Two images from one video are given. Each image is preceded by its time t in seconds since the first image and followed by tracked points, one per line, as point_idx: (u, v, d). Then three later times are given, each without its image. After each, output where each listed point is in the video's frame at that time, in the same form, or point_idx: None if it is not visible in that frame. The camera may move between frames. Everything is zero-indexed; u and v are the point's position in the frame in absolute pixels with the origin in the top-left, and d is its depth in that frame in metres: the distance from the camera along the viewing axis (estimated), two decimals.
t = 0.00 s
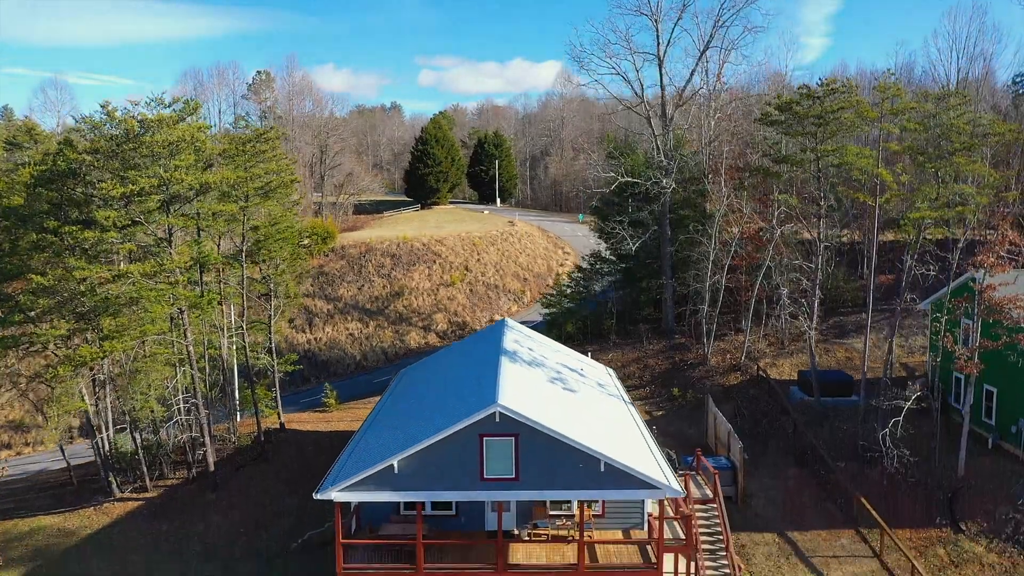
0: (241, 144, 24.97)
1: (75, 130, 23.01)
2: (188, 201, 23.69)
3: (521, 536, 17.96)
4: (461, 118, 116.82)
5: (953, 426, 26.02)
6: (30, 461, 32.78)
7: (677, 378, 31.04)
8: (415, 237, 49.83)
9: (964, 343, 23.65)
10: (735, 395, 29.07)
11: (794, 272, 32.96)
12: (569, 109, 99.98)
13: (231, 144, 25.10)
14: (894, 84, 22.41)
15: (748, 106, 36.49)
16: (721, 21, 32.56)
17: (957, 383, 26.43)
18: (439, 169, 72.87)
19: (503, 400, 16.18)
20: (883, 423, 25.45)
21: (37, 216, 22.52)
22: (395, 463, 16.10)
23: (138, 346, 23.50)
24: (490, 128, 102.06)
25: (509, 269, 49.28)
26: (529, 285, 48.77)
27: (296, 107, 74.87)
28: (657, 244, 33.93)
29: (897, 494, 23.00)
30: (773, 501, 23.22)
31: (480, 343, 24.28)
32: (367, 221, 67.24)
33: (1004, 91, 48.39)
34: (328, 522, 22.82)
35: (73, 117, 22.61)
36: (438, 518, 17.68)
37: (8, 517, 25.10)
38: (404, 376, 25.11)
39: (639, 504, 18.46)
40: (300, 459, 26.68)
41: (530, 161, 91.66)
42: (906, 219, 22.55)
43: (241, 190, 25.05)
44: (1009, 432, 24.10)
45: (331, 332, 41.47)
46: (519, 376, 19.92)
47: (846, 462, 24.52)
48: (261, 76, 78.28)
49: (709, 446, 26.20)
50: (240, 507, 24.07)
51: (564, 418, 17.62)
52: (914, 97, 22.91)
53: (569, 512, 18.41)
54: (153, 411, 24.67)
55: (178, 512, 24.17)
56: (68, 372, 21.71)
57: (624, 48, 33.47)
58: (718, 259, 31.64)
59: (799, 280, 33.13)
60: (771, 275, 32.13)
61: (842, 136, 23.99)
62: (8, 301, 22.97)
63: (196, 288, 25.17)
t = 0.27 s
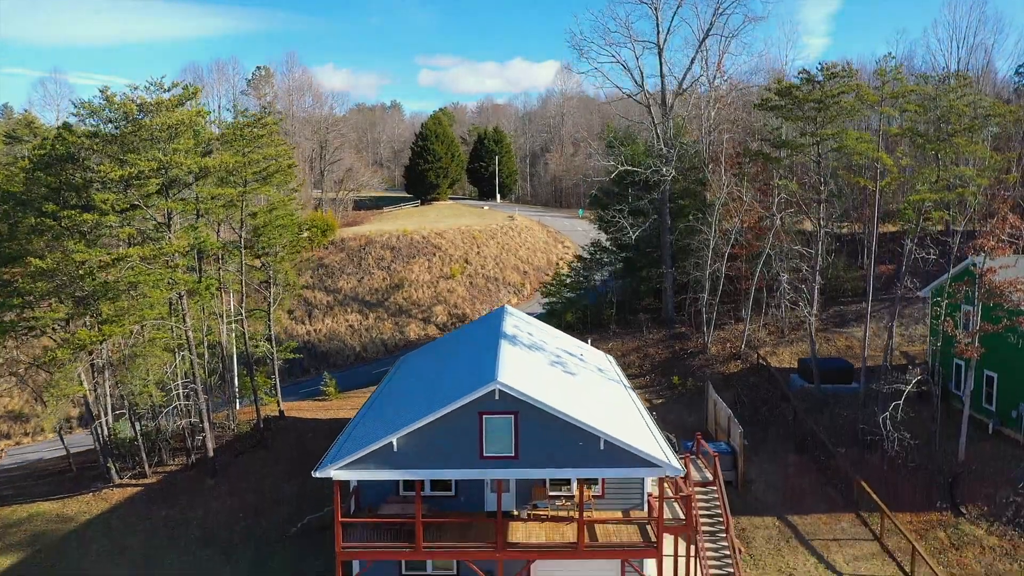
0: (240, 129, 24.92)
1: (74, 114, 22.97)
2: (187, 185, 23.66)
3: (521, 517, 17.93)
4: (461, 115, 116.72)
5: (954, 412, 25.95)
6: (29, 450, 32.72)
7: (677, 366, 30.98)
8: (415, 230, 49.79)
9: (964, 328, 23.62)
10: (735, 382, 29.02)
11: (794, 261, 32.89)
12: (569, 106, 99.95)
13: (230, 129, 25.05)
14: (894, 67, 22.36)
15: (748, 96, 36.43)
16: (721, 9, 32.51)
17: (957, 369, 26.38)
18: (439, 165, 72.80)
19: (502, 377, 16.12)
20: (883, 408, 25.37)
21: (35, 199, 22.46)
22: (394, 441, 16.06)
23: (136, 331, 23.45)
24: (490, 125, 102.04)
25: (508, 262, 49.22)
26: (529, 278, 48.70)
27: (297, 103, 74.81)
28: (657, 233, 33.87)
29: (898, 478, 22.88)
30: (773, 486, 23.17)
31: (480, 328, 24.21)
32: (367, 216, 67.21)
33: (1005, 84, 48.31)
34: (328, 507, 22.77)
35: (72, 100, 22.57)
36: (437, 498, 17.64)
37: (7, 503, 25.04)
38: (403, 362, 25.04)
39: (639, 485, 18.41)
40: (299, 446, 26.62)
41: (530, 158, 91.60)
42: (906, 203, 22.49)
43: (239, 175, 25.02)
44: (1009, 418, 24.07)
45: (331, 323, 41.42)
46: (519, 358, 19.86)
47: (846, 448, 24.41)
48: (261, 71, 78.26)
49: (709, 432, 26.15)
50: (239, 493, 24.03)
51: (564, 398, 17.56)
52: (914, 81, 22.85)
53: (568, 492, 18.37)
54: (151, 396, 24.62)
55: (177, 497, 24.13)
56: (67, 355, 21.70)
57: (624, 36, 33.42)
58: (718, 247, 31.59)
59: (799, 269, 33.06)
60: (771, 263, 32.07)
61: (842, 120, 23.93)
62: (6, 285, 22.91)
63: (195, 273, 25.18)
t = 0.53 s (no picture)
0: (238, 116, 24.90)
1: (73, 101, 22.97)
2: (186, 173, 23.63)
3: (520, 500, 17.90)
4: (461, 112, 116.62)
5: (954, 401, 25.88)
6: (28, 441, 32.70)
7: (677, 356, 30.93)
8: (415, 225, 49.77)
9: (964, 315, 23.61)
10: (735, 372, 28.99)
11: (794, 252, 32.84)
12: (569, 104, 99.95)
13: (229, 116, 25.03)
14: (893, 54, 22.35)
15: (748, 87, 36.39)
16: None
17: (957, 357, 26.33)
18: (439, 161, 72.73)
19: (502, 358, 16.09)
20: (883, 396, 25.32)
21: (34, 185, 22.42)
22: (394, 423, 16.04)
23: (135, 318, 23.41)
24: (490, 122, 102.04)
25: (508, 256, 49.18)
26: (529, 272, 48.65)
27: (296, 99, 74.74)
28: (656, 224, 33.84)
29: (898, 465, 22.87)
30: (773, 473, 23.13)
31: (480, 316, 24.14)
32: (367, 212, 67.19)
33: (1005, 78, 48.28)
34: (327, 494, 22.72)
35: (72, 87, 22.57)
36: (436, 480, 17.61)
37: (5, 492, 25.00)
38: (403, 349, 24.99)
39: (638, 468, 18.35)
40: (298, 435, 26.57)
41: (530, 155, 91.56)
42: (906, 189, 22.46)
43: (237, 163, 24.98)
44: (1009, 405, 24.02)
45: (330, 317, 41.38)
46: (519, 342, 19.81)
47: (846, 435, 24.38)
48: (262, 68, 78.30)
49: (709, 421, 26.10)
50: (238, 481, 24.00)
51: (564, 380, 17.52)
52: (913, 67, 22.82)
53: (567, 476, 18.34)
54: (150, 384, 24.58)
55: (176, 485, 24.10)
56: (66, 341, 21.69)
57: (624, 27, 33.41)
58: (718, 238, 31.55)
59: (799, 260, 33.01)
60: (771, 254, 32.01)
61: (842, 107, 23.89)
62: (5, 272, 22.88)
63: (194, 261, 25.18)
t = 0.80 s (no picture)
0: (237, 102, 24.88)
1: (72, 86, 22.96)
2: (185, 158, 23.61)
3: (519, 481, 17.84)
4: (461, 110, 116.56)
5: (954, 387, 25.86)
6: (28, 431, 32.72)
7: (676, 345, 30.90)
8: (415, 218, 49.78)
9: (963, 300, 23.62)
10: (735, 360, 28.95)
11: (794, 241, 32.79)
12: (569, 101, 99.92)
13: (228, 102, 24.99)
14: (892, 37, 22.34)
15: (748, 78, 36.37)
16: None
17: (957, 344, 26.27)
18: (439, 156, 72.65)
19: (501, 336, 16.05)
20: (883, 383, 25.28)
21: (33, 169, 22.37)
22: (392, 402, 16.00)
23: (134, 302, 23.42)
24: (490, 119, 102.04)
25: (508, 249, 49.16)
26: (529, 265, 48.62)
27: (296, 95, 74.66)
28: (656, 214, 33.79)
29: (898, 450, 22.83)
30: (773, 458, 23.09)
31: (479, 301, 24.11)
32: (367, 207, 67.23)
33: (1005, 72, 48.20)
34: (326, 479, 22.70)
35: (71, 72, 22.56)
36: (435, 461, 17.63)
37: (4, 479, 24.98)
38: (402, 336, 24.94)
39: (637, 450, 18.31)
40: (296, 422, 26.52)
41: (530, 152, 91.52)
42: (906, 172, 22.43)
43: (235, 149, 24.94)
44: (1009, 391, 23.96)
45: (330, 309, 41.38)
46: (518, 325, 19.78)
47: (846, 421, 24.34)
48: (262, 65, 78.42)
49: (709, 407, 26.06)
50: (237, 467, 23.98)
51: (563, 361, 17.48)
52: (913, 52, 22.82)
53: (567, 457, 18.33)
54: (149, 369, 24.56)
55: (174, 472, 24.08)
56: (65, 325, 21.68)
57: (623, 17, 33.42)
58: (717, 227, 31.52)
59: (799, 250, 32.97)
60: (771, 243, 31.97)
61: (841, 92, 23.85)
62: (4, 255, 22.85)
63: (193, 247, 25.19)
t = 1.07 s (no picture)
0: (237, 90, 24.85)
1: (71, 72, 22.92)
2: (184, 145, 23.58)
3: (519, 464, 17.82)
4: (461, 108, 116.53)
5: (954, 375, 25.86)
6: (27, 422, 32.68)
7: (676, 336, 30.87)
8: (414, 212, 49.78)
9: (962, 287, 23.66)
10: (735, 350, 28.93)
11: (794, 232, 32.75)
12: (569, 99, 99.86)
13: (228, 90, 24.95)
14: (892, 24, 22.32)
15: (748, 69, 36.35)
16: None
17: (957, 333, 26.24)
18: (438, 153, 72.59)
19: (500, 318, 16.03)
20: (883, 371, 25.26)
21: (32, 154, 22.32)
22: (391, 383, 15.96)
23: (133, 289, 23.42)
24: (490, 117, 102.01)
25: (508, 243, 49.10)
26: (528, 260, 48.57)
27: (296, 92, 74.64)
28: (656, 205, 33.79)
29: (898, 437, 22.81)
30: (772, 446, 23.08)
31: (478, 289, 24.08)
32: (367, 203, 67.19)
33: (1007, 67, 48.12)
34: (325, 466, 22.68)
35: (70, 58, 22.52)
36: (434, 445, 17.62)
37: (3, 467, 24.96)
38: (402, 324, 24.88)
39: (637, 433, 18.29)
40: (296, 411, 26.48)
41: (530, 149, 91.46)
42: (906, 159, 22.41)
43: (234, 137, 24.92)
44: (1009, 378, 23.93)
45: (329, 301, 41.34)
46: (517, 310, 19.75)
47: (846, 409, 24.33)
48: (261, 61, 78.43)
49: (709, 396, 26.04)
50: (237, 455, 23.95)
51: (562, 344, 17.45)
52: (913, 39, 22.80)
53: (566, 441, 18.30)
54: (148, 357, 24.54)
55: (174, 460, 24.06)
56: (64, 311, 21.68)
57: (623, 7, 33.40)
58: (717, 217, 31.51)
59: (799, 242, 32.93)
60: (771, 234, 31.95)
61: (841, 80, 23.85)
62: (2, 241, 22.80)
63: (192, 235, 25.21)
